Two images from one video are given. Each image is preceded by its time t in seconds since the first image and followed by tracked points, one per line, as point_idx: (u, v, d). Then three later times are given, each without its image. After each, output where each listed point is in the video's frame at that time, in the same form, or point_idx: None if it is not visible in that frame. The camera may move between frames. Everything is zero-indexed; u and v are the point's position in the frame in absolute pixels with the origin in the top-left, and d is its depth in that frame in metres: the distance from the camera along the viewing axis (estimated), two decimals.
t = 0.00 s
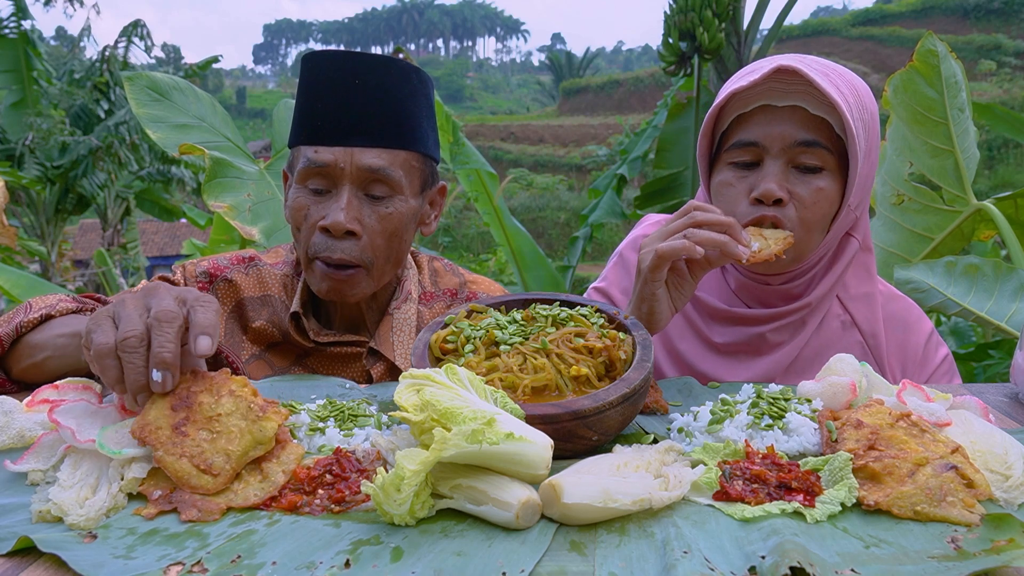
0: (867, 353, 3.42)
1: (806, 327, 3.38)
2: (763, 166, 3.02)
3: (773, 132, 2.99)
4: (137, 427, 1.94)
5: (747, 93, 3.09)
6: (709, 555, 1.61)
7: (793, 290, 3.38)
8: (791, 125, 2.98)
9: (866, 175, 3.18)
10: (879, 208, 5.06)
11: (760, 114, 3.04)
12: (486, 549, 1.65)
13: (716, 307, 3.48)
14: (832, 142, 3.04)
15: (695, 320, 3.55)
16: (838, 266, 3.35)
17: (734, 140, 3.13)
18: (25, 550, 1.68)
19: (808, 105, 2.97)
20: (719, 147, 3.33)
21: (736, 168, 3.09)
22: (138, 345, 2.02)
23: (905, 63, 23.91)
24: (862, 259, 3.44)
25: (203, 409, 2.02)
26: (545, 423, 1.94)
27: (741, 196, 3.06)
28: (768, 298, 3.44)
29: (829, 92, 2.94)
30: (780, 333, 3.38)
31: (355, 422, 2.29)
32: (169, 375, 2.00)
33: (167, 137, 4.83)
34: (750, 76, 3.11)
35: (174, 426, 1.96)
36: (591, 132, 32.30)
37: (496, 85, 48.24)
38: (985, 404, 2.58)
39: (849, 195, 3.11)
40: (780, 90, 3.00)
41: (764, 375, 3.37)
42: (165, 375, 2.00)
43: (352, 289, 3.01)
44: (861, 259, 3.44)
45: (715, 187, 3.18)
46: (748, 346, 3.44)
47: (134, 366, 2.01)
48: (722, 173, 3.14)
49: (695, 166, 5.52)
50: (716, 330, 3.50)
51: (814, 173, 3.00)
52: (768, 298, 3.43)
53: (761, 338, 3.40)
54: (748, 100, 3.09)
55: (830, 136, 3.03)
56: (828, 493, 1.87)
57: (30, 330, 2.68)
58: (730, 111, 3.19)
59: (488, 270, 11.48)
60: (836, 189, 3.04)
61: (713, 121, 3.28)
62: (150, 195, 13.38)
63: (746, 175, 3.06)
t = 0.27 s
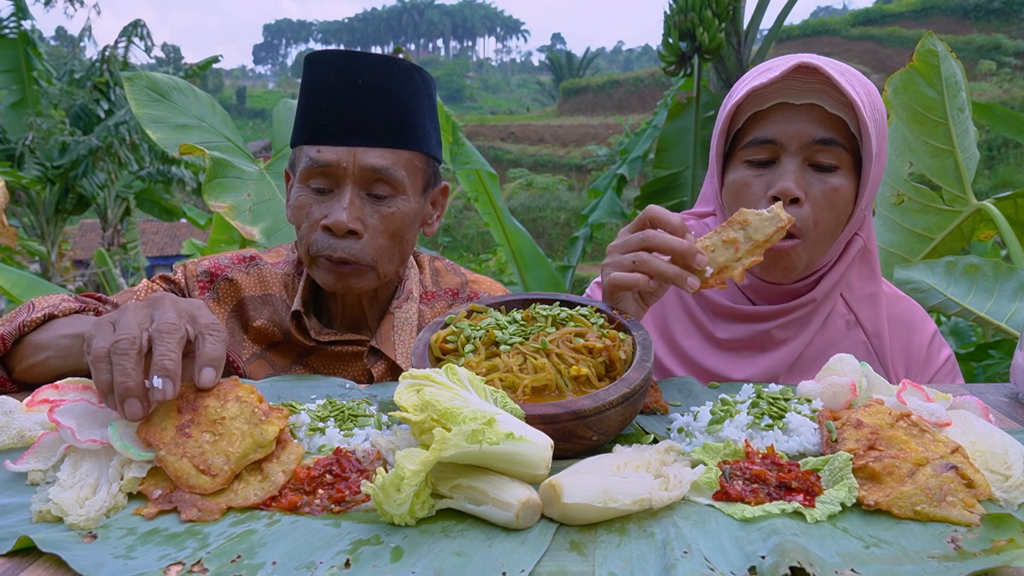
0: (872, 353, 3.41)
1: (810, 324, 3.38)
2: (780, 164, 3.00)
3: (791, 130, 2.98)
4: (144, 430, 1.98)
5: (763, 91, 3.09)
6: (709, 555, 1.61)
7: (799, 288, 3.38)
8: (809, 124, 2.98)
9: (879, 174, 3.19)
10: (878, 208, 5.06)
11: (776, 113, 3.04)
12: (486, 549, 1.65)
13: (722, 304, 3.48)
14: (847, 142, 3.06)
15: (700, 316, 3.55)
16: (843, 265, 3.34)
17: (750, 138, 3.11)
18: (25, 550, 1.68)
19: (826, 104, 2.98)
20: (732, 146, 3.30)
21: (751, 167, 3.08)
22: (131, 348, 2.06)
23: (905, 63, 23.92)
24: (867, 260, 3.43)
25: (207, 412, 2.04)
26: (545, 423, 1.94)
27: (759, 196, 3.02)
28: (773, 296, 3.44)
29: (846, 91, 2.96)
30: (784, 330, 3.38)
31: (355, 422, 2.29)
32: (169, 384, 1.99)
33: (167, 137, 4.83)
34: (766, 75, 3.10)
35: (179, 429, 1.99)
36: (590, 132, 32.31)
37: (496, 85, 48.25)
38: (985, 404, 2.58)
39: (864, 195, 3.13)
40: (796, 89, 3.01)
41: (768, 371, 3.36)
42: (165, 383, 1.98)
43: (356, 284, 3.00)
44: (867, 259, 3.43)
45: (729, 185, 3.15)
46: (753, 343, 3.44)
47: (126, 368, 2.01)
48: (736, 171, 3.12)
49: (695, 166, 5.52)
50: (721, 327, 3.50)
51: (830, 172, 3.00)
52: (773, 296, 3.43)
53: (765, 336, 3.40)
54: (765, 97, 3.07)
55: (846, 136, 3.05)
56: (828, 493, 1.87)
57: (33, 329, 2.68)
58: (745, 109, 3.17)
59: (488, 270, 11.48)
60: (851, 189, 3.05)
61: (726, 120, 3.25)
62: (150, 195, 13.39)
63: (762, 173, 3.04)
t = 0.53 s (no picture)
0: (876, 353, 3.42)
1: (815, 323, 3.38)
2: (788, 168, 3.00)
3: (799, 134, 2.98)
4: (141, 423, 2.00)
5: (773, 95, 3.05)
6: (709, 555, 1.61)
7: (805, 288, 3.38)
8: (817, 128, 2.97)
9: (887, 177, 3.19)
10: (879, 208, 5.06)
11: (784, 117, 3.03)
12: (486, 549, 1.65)
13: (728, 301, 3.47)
14: (855, 146, 3.05)
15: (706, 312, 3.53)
16: (849, 265, 3.35)
17: (758, 142, 3.11)
18: (25, 550, 1.68)
19: (834, 108, 2.96)
20: (739, 148, 3.28)
21: (759, 170, 3.07)
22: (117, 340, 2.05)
23: (905, 63, 23.90)
24: (872, 260, 3.43)
25: (188, 396, 2.00)
26: (545, 423, 1.94)
27: (765, 200, 3.02)
28: (779, 295, 3.43)
29: (855, 95, 2.94)
30: (789, 328, 3.38)
31: (355, 422, 2.29)
32: (158, 368, 1.98)
33: (168, 137, 4.83)
34: (775, 78, 3.07)
35: (169, 419, 1.98)
36: (590, 132, 32.31)
37: (496, 85, 48.25)
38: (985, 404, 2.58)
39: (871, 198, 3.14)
40: (805, 93, 2.98)
41: (772, 368, 3.34)
42: (154, 368, 1.98)
43: (353, 283, 3.01)
44: (872, 259, 3.43)
45: (737, 188, 3.15)
46: (759, 340, 3.43)
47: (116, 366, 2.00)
48: (744, 174, 3.12)
49: (695, 166, 5.52)
50: (727, 324, 3.48)
51: (837, 175, 3.00)
52: (779, 294, 3.41)
53: (771, 334, 3.40)
54: (774, 101, 3.05)
55: (854, 139, 3.04)
56: (828, 493, 1.87)
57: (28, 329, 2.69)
58: (753, 113, 3.14)
59: (488, 270, 11.48)
60: (858, 193, 3.04)
61: (734, 123, 3.23)
62: (150, 195, 13.39)
63: (769, 176, 3.04)
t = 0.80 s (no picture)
0: (880, 352, 3.41)
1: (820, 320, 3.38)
2: (792, 170, 3.01)
3: (803, 136, 2.98)
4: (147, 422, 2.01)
5: (777, 97, 3.03)
6: (709, 555, 1.61)
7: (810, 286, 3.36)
8: (821, 130, 2.97)
9: (891, 177, 3.20)
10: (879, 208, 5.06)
11: (788, 119, 3.02)
12: (486, 549, 1.65)
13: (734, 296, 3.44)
14: (859, 147, 3.05)
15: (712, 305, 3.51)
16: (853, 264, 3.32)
17: (762, 144, 3.10)
18: (25, 550, 1.68)
19: (838, 110, 2.95)
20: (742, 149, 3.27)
21: (763, 171, 3.09)
22: (115, 346, 2.06)
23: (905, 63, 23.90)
24: (878, 258, 3.37)
25: (198, 399, 2.01)
26: (545, 423, 1.94)
27: (769, 202, 3.04)
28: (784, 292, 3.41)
29: (858, 96, 2.93)
30: (794, 324, 3.39)
31: (355, 422, 2.29)
32: (159, 373, 2.01)
33: (168, 137, 4.83)
34: (778, 81, 3.05)
35: (176, 421, 1.99)
36: (591, 132, 32.31)
37: (496, 85, 48.26)
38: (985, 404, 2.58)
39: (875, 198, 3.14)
40: (808, 95, 2.96)
41: (777, 364, 3.35)
42: (155, 372, 2.00)
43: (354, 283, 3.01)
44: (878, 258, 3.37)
45: (741, 189, 3.16)
46: (764, 335, 3.42)
47: (116, 367, 2.01)
48: (748, 176, 3.14)
49: (695, 166, 5.52)
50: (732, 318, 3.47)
51: (841, 176, 3.01)
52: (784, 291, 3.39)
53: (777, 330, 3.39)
54: (777, 103, 3.03)
55: (858, 140, 3.03)
56: (828, 493, 1.87)
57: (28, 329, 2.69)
58: (756, 115, 3.13)
59: (488, 269, 11.49)
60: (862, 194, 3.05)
61: (737, 124, 3.21)
62: (150, 195, 13.39)
63: (774, 178, 3.05)
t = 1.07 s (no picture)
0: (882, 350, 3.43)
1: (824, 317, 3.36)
2: (794, 171, 3.01)
3: (804, 137, 2.97)
4: (161, 411, 2.04)
5: (777, 99, 3.03)
6: (709, 555, 1.61)
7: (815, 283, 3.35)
8: (821, 131, 2.97)
9: (892, 176, 3.19)
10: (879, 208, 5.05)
11: (788, 120, 3.02)
12: (486, 550, 1.65)
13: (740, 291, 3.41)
14: (860, 147, 3.04)
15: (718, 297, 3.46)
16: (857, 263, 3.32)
17: (764, 145, 3.10)
18: (25, 550, 1.68)
19: (838, 110, 2.95)
20: (743, 151, 3.28)
21: (765, 172, 3.08)
22: (153, 323, 2.12)
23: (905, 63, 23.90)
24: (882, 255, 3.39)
25: (222, 398, 2.09)
26: (545, 423, 1.94)
27: (772, 203, 3.05)
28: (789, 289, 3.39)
29: (857, 96, 2.92)
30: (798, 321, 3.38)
31: (355, 422, 2.29)
32: (191, 372, 2.09)
33: (168, 137, 4.83)
34: (779, 82, 3.05)
35: (193, 413, 2.04)
36: (591, 132, 32.31)
37: (496, 85, 48.26)
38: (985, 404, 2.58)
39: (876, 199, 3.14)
40: (808, 96, 2.96)
41: (780, 360, 3.33)
42: (188, 373, 2.08)
43: (354, 283, 3.01)
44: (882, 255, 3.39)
45: (744, 190, 3.17)
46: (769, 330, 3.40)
47: (151, 343, 2.07)
48: (750, 176, 3.14)
49: (695, 166, 5.52)
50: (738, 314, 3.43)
51: (843, 176, 3.00)
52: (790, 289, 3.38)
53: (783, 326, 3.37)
54: (777, 105, 3.03)
55: (858, 140, 3.03)
56: (828, 493, 1.87)
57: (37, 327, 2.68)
58: (757, 117, 3.13)
59: (488, 269, 11.49)
60: (863, 194, 3.05)
61: (739, 126, 3.22)
62: (150, 195, 13.40)
63: (775, 179, 3.05)
